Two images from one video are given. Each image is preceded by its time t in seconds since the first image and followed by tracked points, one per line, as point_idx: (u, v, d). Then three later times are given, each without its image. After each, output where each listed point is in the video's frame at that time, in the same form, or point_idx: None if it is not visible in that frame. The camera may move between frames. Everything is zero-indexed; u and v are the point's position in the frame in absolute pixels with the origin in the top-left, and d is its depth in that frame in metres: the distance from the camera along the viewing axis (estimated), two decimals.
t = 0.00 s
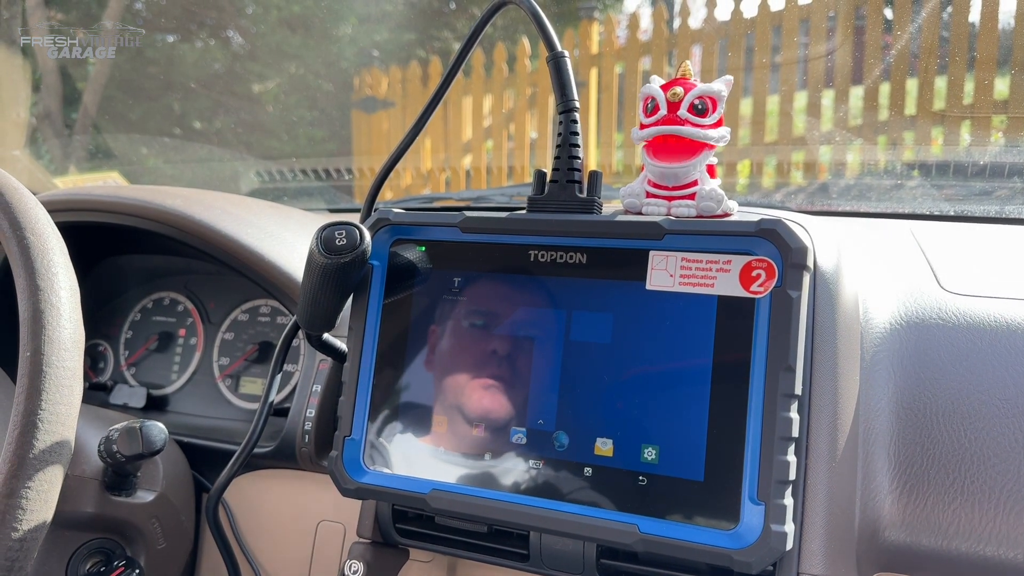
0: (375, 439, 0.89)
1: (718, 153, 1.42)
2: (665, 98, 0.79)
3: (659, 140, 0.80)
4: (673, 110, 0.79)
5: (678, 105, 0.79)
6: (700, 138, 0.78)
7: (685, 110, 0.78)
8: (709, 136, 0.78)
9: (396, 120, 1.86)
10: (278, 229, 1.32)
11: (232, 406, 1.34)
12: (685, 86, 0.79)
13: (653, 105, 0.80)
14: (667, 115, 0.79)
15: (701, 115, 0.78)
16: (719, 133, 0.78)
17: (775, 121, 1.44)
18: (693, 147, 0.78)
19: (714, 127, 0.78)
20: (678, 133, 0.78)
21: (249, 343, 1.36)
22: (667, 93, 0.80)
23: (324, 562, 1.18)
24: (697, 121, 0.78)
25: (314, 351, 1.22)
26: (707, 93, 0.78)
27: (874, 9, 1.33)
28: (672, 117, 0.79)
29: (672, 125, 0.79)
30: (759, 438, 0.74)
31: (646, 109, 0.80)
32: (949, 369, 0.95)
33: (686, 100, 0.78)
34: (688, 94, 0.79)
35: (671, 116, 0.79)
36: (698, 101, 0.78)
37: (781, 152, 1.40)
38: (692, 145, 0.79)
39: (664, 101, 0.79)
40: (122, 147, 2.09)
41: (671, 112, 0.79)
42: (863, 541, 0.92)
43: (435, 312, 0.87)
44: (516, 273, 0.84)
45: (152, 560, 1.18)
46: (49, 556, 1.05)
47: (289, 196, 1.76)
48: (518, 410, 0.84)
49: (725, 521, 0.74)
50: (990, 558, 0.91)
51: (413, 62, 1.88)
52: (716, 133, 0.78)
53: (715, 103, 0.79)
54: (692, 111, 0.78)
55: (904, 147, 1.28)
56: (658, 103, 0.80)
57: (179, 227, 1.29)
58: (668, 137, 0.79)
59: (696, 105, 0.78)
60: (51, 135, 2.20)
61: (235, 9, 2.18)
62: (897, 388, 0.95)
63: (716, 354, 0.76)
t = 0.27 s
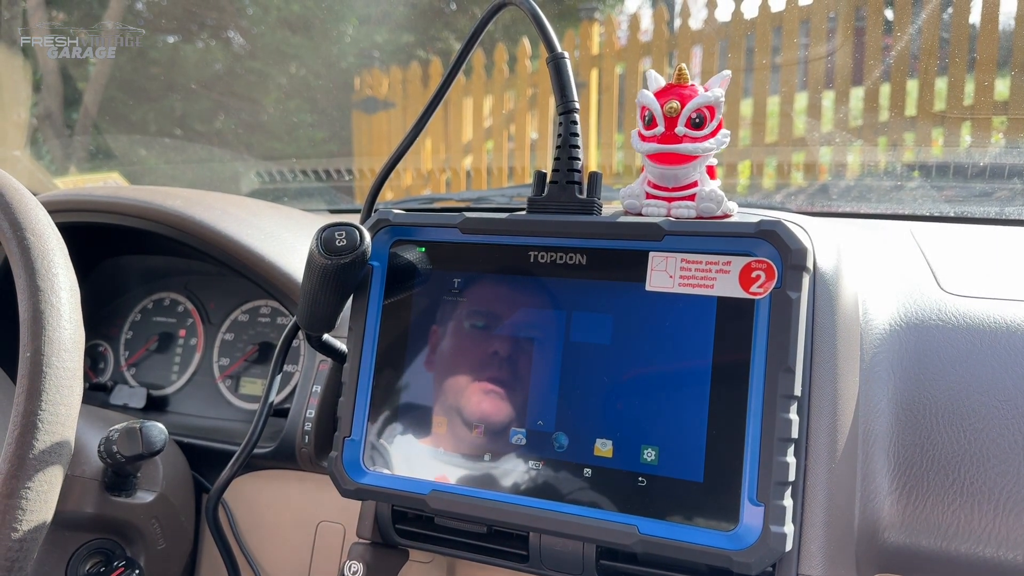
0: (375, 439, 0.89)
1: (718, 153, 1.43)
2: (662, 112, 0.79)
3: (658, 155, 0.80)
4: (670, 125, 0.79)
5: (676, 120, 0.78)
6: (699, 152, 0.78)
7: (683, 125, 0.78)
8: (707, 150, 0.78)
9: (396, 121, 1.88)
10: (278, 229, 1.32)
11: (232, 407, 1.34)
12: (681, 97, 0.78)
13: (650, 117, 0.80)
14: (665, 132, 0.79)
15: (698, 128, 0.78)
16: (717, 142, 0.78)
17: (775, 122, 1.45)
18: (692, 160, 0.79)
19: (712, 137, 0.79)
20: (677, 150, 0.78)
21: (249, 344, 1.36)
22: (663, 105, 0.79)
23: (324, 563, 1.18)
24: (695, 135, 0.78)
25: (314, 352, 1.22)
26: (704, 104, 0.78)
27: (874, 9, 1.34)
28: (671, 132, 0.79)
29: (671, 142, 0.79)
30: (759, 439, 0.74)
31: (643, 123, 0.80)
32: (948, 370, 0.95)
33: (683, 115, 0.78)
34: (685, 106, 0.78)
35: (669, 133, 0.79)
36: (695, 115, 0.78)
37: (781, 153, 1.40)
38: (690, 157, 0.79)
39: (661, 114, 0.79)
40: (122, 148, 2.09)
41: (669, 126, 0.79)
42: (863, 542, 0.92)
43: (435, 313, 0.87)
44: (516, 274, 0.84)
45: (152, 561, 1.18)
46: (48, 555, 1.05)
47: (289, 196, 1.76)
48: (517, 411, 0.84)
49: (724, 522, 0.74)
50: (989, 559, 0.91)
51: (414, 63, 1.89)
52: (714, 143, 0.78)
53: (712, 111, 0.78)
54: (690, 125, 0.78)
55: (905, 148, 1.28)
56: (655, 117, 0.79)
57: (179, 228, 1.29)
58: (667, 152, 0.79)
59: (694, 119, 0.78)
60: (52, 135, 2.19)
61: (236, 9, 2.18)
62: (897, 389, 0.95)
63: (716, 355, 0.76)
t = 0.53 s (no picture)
0: (375, 440, 0.89)
1: (719, 153, 1.41)
2: (665, 103, 0.79)
3: (659, 145, 0.80)
4: (672, 115, 0.79)
5: (678, 110, 0.78)
6: (701, 143, 0.78)
7: (685, 115, 0.78)
8: (709, 141, 0.78)
9: (397, 120, 1.89)
10: (279, 229, 1.32)
11: (232, 407, 1.34)
12: (685, 90, 0.79)
13: (653, 109, 0.80)
14: (667, 121, 0.79)
15: (700, 119, 0.78)
16: (719, 138, 0.78)
17: (777, 123, 1.45)
18: (693, 152, 0.78)
19: (714, 132, 0.78)
20: (678, 138, 0.78)
21: (250, 344, 1.36)
22: (666, 97, 0.80)
23: (324, 563, 1.18)
24: (697, 126, 0.78)
25: (314, 352, 1.22)
26: (706, 96, 0.78)
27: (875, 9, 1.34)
28: (673, 122, 0.79)
29: (673, 131, 0.79)
30: (760, 441, 0.74)
31: (646, 113, 0.80)
32: (949, 371, 0.95)
33: (686, 105, 0.78)
34: (688, 98, 0.78)
35: (670, 122, 0.79)
36: (697, 106, 0.78)
37: (781, 154, 1.39)
38: (692, 151, 0.79)
39: (664, 105, 0.79)
40: (123, 148, 2.07)
41: (671, 117, 0.79)
42: (864, 544, 0.93)
43: (435, 313, 0.87)
44: (517, 275, 0.84)
45: (153, 561, 1.18)
46: (49, 555, 1.05)
47: (289, 197, 1.76)
48: (518, 412, 0.84)
49: (725, 523, 0.74)
50: (989, 559, 0.92)
51: (415, 64, 1.88)
52: (716, 137, 0.78)
53: (715, 106, 0.78)
54: (692, 116, 0.78)
55: (906, 148, 1.27)
56: (657, 108, 0.79)
57: (180, 228, 1.29)
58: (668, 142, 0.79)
59: (696, 110, 0.78)
60: (53, 135, 2.18)
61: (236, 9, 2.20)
62: (898, 390, 0.95)
63: (717, 356, 0.76)
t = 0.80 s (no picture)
0: (375, 440, 0.89)
1: (720, 154, 1.40)
2: (670, 93, 0.80)
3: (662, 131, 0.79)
4: (676, 102, 0.79)
5: (682, 97, 0.79)
6: (704, 130, 0.78)
7: (688, 102, 0.78)
8: (711, 130, 0.77)
9: (398, 120, 1.88)
10: (279, 230, 1.32)
11: (233, 408, 1.34)
12: (690, 82, 0.79)
13: (658, 100, 0.80)
14: (670, 106, 0.79)
15: (704, 109, 0.78)
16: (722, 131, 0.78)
17: (777, 124, 1.44)
18: (695, 142, 0.79)
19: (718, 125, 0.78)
20: (680, 123, 0.78)
21: (251, 345, 1.36)
22: (672, 89, 0.80)
23: (325, 564, 1.18)
24: (700, 114, 0.78)
25: (315, 353, 1.22)
26: (711, 89, 0.78)
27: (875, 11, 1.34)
28: (676, 107, 0.79)
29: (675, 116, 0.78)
30: (761, 441, 0.74)
31: (651, 103, 0.81)
32: (950, 372, 0.95)
33: (690, 94, 0.79)
34: (692, 89, 0.79)
35: (674, 107, 0.79)
36: (702, 96, 0.78)
37: (783, 154, 1.39)
38: (694, 142, 0.79)
39: (668, 94, 0.80)
40: (125, 149, 2.07)
41: (675, 104, 0.79)
42: (864, 544, 0.93)
43: (436, 313, 0.87)
44: (517, 275, 0.84)
45: (153, 562, 1.18)
46: (50, 555, 1.05)
47: (291, 198, 1.76)
48: (518, 412, 0.84)
49: (726, 524, 0.74)
50: (990, 560, 0.92)
51: (416, 65, 1.88)
52: (719, 129, 0.78)
53: (718, 102, 0.79)
54: (696, 105, 0.78)
55: (906, 149, 1.27)
56: (662, 97, 0.80)
57: (180, 229, 1.29)
58: (671, 128, 0.79)
59: (701, 100, 0.78)
60: (54, 136, 2.18)
61: (239, 10, 2.20)
62: (898, 391, 0.95)
63: (718, 357, 0.76)
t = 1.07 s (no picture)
0: (374, 441, 0.89)
1: (721, 153, 1.37)
2: (669, 99, 0.79)
3: (661, 140, 0.80)
4: (675, 110, 0.79)
5: (681, 105, 0.79)
6: (703, 138, 0.78)
7: (687, 110, 0.78)
8: (710, 137, 0.78)
9: (398, 122, 1.86)
10: (280, 231, 1.32)
11: (234, 408, 1.34)
12: (689, 86, 0.79)
13: (656, 106, 0.80)
14: (669, 116, 0.79)
15: (703, 115, 0.78)
16: (722, 136, 0.78)
17: (778, 125, 1.44)
18: (695, 147, 0.79)
19: (717, 129, 0.78)
20: (680, 133, 0.78)
21: (252, 345, 1.36)
22: (670, 94, 0.80)
23: (326, 564, 1.18)
24: (699, 121, 0.78)
25: (316, 353, 1.22)
26: (710, 94, 0.78)
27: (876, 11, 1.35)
28: (675, 116, 0.79)
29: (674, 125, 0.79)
30: (762, 442, 0.74)
31: (649, 109, 0.81)
32: (951, 373, 0.95)
33: (689, 101, 0.78)
34: (691, 95, 0.79)
35: (673, 116, 0.79)
36: (701, 102, 0.78)
37: (783, 155, 1.37)
38: (694, 147, 0.79)
39: (667, 101, 0.79)
40: (125, 150, 2.07)
41: (674, 112, 0.79)
42: (865, 544, 0.94)
43: (436, 314, 0.87)
44: (518, 276, 0.84)
45: (153, 562, 1.18)
46: (51, 556, 1.06)
47: (291, 199, 1.72)
48: (518, 413, 0.84)
49: (727, 525, 0.74)
50: (991, 561, 0.92)
51: (416, 65, 1.90)
52: (719, 134, 0.78)
53: (718, 104, 0.79)
54: (695, 112, 0.78)
55: (907, 150, 1.26)
56: (660, 104, 0.80)
57: (181, 229, 1.29)
58: (670, 136, 0.79)
59: (699, 107, 0.78)
60: (55, 138, 2.20)
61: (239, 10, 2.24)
62: (899, 392, 0.95)
63: (719, 358, 0.76)
